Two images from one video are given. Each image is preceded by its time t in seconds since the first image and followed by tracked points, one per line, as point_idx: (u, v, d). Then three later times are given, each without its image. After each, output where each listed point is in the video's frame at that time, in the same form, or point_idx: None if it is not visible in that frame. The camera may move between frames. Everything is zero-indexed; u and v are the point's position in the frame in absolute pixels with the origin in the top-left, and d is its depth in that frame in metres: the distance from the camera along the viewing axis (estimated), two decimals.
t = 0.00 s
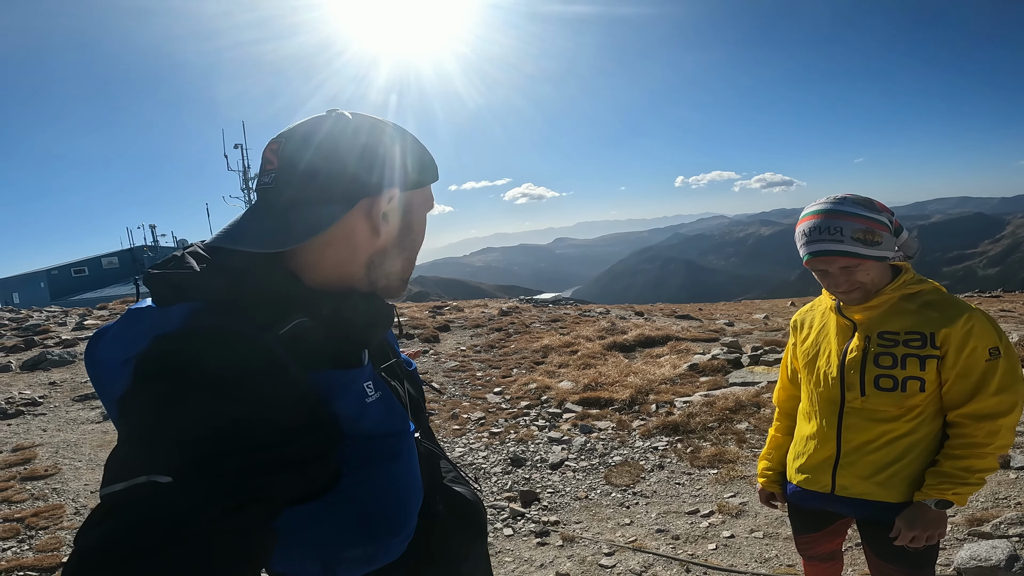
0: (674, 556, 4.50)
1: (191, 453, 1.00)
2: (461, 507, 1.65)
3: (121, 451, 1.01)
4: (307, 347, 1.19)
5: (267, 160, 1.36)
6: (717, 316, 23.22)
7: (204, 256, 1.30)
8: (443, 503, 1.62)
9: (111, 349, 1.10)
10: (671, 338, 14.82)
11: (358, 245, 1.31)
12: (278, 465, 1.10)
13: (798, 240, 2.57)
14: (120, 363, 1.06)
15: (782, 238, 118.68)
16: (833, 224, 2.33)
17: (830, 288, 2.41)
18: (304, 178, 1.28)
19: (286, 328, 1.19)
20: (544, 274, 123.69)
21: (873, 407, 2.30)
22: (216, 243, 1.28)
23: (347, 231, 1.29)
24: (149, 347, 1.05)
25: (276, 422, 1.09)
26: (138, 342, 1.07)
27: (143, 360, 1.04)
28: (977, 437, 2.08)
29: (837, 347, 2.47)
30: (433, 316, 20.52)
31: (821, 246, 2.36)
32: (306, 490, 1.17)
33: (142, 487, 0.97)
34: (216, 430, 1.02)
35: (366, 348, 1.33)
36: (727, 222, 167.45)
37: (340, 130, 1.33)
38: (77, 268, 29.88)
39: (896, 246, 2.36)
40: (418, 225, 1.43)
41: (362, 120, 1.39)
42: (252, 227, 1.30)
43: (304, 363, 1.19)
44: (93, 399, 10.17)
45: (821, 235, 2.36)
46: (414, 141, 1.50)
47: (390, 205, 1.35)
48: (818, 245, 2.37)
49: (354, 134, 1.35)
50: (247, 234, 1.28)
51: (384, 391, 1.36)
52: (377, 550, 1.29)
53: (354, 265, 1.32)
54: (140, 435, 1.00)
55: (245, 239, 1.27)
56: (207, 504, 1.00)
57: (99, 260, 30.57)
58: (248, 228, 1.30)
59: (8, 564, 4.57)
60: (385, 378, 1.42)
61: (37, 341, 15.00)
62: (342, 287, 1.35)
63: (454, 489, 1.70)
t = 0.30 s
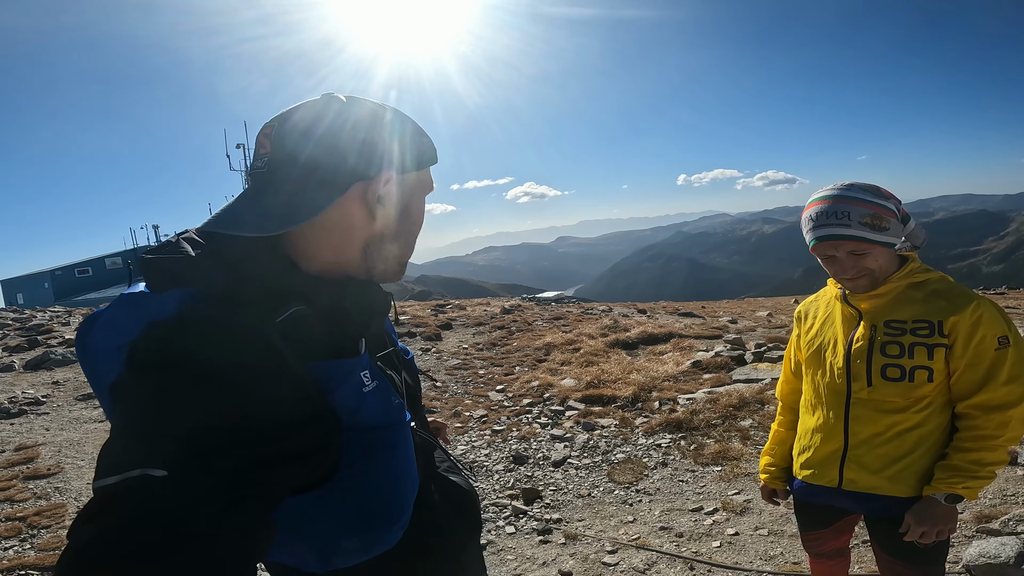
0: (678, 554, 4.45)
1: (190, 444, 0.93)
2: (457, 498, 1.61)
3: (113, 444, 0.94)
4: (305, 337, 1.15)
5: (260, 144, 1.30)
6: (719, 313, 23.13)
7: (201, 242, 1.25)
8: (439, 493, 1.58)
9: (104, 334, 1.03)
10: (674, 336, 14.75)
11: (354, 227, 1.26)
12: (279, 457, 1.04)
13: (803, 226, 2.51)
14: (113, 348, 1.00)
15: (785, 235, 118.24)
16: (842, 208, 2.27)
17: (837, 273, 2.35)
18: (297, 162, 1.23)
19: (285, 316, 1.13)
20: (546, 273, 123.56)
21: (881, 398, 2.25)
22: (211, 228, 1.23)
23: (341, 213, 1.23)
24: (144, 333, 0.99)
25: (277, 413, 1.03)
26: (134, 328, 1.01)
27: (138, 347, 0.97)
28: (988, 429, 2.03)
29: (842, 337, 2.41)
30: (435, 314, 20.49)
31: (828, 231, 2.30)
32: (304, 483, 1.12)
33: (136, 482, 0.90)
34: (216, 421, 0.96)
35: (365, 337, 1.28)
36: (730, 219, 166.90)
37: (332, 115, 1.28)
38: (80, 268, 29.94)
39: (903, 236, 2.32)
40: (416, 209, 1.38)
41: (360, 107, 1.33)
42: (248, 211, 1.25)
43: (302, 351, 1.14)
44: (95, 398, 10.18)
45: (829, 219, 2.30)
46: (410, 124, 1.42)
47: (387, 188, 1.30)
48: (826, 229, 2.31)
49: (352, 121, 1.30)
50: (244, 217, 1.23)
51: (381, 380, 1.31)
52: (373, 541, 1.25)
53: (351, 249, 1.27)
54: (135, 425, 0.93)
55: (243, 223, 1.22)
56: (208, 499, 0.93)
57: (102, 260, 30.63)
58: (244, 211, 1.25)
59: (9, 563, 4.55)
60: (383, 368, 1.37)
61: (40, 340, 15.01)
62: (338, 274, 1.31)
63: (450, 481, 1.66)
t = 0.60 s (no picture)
0: (685, 551, 4.39)
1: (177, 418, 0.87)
2: (457, 489, 1.55)
3: (97, 416, 0.88)
4: (305, 313, 1.11)
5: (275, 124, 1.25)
6: (723, 311, 23.00)
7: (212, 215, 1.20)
8: (439, 481, 1.51)
9: (110, 304, 1.01)
10: (679, 333, 14.67)
11: (365, 209, 1.21)
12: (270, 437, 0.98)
13: (817, 208, 2.46)
14: (120, 319, 0.98)
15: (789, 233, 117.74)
16: (859, 187, 2.24)
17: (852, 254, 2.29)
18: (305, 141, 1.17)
19: (284, 294, 1.08)
20: (549, 272, 123.48)
21: (893, 383, 2.19)
22: (218, 202, 1.19)
23: (356, 191, 1.18)
24: (147, 303, 0.95)
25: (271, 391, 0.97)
26: (137, 299, 0.98)
27: (139, 316, 0.93)
28: (1002, 417, 1.97)
29: (853, 322, 2.35)
30: (438, 313, 20.45)
31: (844, 210, 2.25)
32: (295, 464, 1.06)
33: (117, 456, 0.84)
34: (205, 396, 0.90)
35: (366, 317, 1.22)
36: (733, 218, 166.35)
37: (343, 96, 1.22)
38: (85, 269, 29.98)
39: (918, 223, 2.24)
40: (428, 191, 1.34)
41: (380, 89, 1.29)
42: (256, 186, 1.21)
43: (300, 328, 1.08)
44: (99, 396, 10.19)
45: (845, 198, 2.26)
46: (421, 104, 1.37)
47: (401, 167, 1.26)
48: (841, 208, 2.26)
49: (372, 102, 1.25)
50: (251, 192, 1.19)
51: (381, 362, 1.25)
52: (364, 528, 1.20)
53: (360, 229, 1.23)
54: (127, 395, 0.87)
55: (252, 199, 1.17)
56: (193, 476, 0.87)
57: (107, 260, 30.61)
58: (253, 186, 1.20)
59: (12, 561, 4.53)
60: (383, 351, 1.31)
61: (44, 339, 15.04)
62: (346, 254, 1.26)
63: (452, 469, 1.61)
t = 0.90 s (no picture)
0: (692, 549, 4.40)
1: (197, 428, 0.86)
2: (474, 492, 1.54)
3: (120, 423, 0.88)
4: (324, 319, 1.10)
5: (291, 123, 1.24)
6: (727, 310, 22.95)
7: (232, 219, 1.19)
8: (457, 485, 1.51)
9: (133, 309, 1.01)
10: (683, 332, 14.63)
11: (384, 213, 1.21)
12: (289, 445, 0.97)
13: (834, 203, 2.46)
14: (142, 324, 0.98)
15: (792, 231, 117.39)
16: (880, 182, 2.23)
17: (868, 248, 2.28)
18: (322, 144, 1.16)
19: (302, 298, 1.08)
20: (552, 271, 123.43)
21: (905, 378, 2.18)
22: (238, 205, 1.18)
23: (376, 195, 1.18)
24: (168, 310, 0.95)
25: (292, 399, 0.97)
26: (158, 305, 0.98)
27: (160, 323, 0.93)
28: (1014, 413, 1.96)
29: (865, 318, 2.34)
30: (442, 312, 20.47)
31: (864, 204, 2.25)
32: (313, 470, 1.06)
33: (139, 466, 0.83)
34: (227, 405, 0.89)
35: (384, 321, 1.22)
36: (736, 215, 165.89)
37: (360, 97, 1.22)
38: (89, 269, 30.05)
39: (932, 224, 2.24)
40: (443, 193, 1.35)
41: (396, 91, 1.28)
42: (274, 188, 1.20)
43: (318, 334, 1.08)
44: (106, 397, 10.24)
45: (866, 192, 2.26)
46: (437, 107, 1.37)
47: (418, 171, 1.27)
48: (861, 203, 2.26)
49: (393, 106, 1.25)
50: (270, 194, 1.18)
51: (398, 367, 1.25)
52: (382, 532, 1.20)
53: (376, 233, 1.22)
54: (146, 405, 0.86)
55: (271, 202, 1.16)
56: (212, 485, 0.87)
57: (110, 260, 30.68)
58: (273, 190, 1.19)
59: (22, 562, 4.56)
60: (400, 356, 1.31)
61: (49, 339, 15.11)
62: (364, 256, 1.26)
63: (469, 470, 1.61)
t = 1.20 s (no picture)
0: (695, 546, 4.41)
1: (219, 420, 0.88)
2: (484, 486, 1.56)
3: (143, 419, 0.89)
4: (340, 313, 1.12)
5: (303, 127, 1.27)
6: (729, 308, 22.96)
7: (247, 219, 1.22)
8: (467, 480, 1.53)
9: (152, 307, 1.03)
10: (685, 330, 14.62)
11: (395, 212, 1.23)
12: (306, 438, 0.99)
13: (845, 195, 2.47)
14: (160, 322, 0.99)
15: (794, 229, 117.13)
16: (894, 176, 2.25)
17: (873, 239, 2.29)
18: (334, 144, 1.18)
19: (318, 294, 1.09)
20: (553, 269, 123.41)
21: (907, 372, 2.19)
22: (253, 205, 1.20)
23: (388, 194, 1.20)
24: (186, 308, 0.96)
25: (310, 392, 0.98)
26: (176, 303, 0.99)
27: (179, 322, 0.94)
28: (1015, 406, 1.97)
29: (866, 313, 2.35)
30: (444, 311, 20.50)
31: (875, 195, 2.26)
32: (332, 462, 1.08)
33: (163, 460, 0.85)
34: (246, 398, 0.91)
35: (398, 316, 1.24)
36: (738, 213, 165.51)
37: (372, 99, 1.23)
38: (93, 269, 30.20)
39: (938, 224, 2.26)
40: (453, 192, 1.37)
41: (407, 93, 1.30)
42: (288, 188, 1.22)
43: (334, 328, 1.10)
44: (111, 396, 10.31)
45: (878, 184, 2.27)
46: (448, 108, 1.38)
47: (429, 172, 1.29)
48: (873, 194, 2.27)
49: (405, 107, 1.27)
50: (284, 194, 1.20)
51: (412, 360, 1.27)
52: (398, 524, 1.22)
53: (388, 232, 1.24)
54: (168, 400, 0.88)
55: (285, 203, 1.18)
56: (234, 477, 0.89)
57: (114, 260, 30.73)
58: (287, 191, 1.21)
59: (30, 560, 4.59)
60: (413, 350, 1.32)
61: (54, 339, 15.21)
62: (378, 254, 1.27)
63: (479, 464, 1.62)
